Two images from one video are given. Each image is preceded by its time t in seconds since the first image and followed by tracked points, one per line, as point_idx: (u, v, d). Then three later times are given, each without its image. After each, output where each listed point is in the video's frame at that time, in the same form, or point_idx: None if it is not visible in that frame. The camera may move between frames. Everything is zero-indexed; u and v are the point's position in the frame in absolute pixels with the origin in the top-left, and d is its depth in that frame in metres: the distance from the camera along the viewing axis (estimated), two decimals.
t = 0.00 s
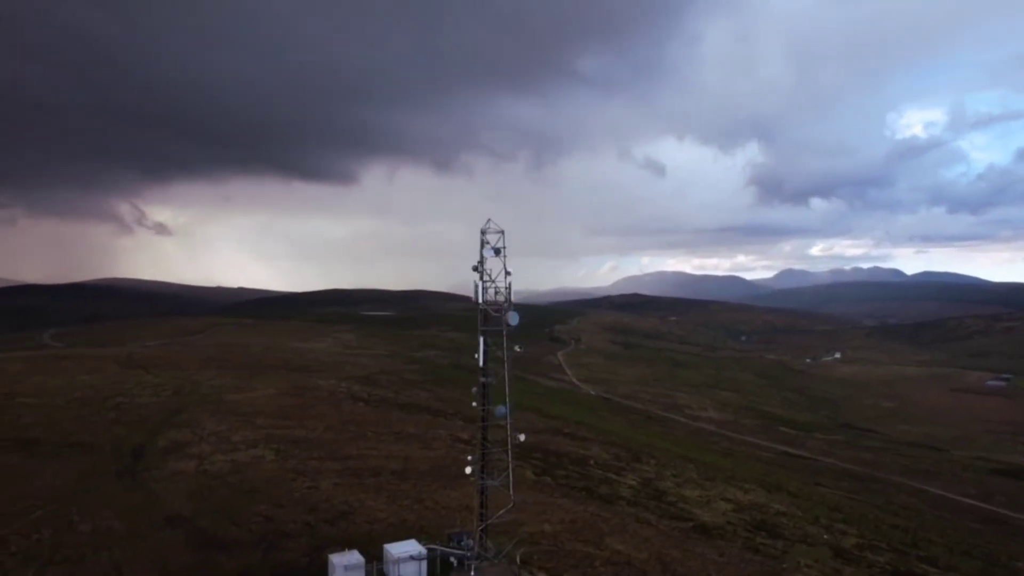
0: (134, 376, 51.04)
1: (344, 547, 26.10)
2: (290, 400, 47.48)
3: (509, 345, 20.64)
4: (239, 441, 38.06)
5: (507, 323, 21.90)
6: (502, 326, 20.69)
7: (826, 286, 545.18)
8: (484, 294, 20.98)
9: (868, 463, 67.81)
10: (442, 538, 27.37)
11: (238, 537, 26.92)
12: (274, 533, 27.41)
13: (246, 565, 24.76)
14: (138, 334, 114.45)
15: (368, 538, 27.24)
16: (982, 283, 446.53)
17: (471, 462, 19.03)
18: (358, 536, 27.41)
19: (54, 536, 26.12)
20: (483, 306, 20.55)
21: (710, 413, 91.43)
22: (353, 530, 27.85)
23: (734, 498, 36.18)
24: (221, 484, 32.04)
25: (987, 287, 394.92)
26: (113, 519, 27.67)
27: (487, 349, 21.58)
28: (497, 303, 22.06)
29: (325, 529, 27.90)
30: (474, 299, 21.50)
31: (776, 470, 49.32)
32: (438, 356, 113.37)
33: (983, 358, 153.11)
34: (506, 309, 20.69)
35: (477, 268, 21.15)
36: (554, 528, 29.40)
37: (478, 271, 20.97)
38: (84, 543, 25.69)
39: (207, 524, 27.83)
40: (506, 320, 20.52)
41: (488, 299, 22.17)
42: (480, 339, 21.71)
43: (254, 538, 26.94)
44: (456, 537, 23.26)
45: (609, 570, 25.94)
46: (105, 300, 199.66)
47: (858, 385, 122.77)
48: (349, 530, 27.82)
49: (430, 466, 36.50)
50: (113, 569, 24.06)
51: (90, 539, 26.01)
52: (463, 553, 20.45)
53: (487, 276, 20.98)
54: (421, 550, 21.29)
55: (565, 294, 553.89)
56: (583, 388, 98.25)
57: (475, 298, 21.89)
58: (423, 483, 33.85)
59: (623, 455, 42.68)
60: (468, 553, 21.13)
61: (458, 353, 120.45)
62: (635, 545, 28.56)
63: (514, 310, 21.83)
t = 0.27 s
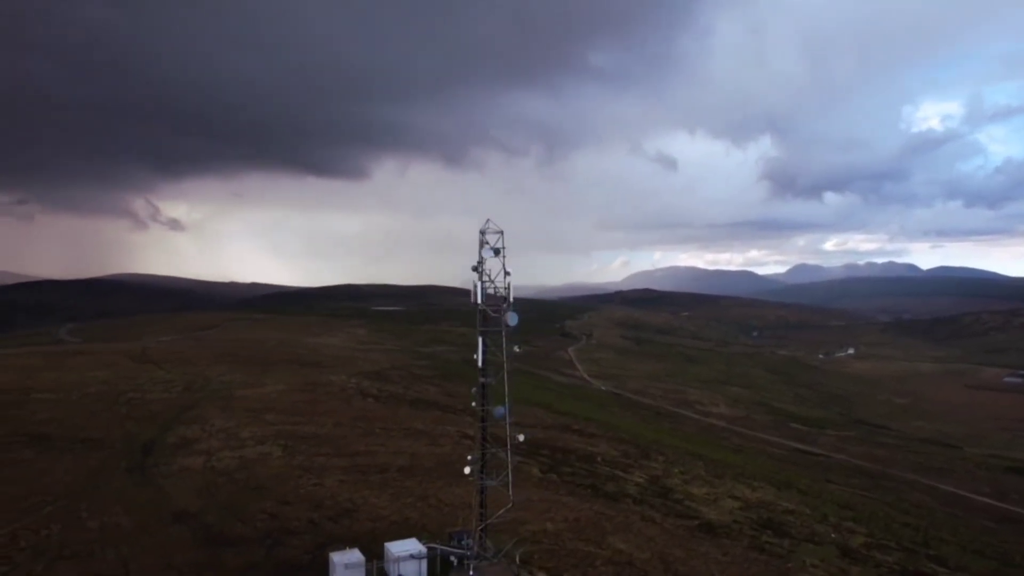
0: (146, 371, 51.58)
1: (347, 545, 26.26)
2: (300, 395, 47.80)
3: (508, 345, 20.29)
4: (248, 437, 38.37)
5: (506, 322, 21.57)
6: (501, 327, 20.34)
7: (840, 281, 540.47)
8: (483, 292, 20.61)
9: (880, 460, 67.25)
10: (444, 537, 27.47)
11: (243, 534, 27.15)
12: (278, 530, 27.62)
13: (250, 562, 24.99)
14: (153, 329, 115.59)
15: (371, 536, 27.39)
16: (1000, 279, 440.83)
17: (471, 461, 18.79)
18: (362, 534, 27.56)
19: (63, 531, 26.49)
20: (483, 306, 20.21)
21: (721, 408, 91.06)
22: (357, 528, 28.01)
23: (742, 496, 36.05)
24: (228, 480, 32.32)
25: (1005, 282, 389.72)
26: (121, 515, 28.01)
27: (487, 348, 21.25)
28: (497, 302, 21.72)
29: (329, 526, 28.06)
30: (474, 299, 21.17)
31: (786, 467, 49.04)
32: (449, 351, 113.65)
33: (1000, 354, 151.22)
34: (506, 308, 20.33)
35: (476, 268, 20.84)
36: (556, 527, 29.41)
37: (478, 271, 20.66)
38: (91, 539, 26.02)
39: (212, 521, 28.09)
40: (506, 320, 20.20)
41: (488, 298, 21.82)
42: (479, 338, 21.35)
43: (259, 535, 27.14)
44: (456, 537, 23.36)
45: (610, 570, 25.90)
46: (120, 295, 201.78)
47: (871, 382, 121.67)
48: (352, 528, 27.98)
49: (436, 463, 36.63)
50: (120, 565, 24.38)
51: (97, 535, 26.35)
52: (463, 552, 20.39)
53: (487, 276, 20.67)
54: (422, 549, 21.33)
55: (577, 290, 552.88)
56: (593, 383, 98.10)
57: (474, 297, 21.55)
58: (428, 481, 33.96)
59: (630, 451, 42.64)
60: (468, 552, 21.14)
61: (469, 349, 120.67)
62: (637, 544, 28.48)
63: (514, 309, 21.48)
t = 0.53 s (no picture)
0: (158, 367, 52.08)
1: (349, 543, 26.42)
2: (309, 391, 48.08)
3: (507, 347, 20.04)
4: (256, 434, 38.68)
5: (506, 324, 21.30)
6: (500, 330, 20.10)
7: (854, 276, 535.82)
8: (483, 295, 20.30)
9: (893, 458, 66.71)
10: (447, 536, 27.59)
11: (247, 531, 27.39)
12: (282, 527, 27.84)
13: (254, 559, 25.22)
14: (167, 324, 116.68)
15: (373, 534, 27.57)
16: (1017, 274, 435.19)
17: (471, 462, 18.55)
18: (364, 533, 27.72)
19: (71, 527, 26.87)
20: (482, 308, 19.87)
21: (732, 405, 90.67)
22: (360, 526, 28.19)
23: (749, 493, 35.91)
24: (235, 477, 32.60)
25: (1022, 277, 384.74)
26: (127, 512, 28.33)
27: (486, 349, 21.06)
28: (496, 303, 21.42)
29: (332, 524, 28.25)
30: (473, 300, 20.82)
31: (796, 464, 48.78)
32: (460, 347, 113.90)
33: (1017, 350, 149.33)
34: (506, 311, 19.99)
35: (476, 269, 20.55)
36: (559, 526, 29.42)
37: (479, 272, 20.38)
38: (98, 535, 26.35)
39: (217, 518, 28.36)
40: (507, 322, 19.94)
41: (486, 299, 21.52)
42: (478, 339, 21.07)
43: (263, 532, 27.38)
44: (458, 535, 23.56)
45: (610, 570, 25.87)
46: (135, 291, 203.81)
47: (885, 378, 120.65)
48: (355, 526, 28.15)
49: (441, 460, 36.77)
50: (125, 561, 24.68)
51: (104, 531, 26.68)
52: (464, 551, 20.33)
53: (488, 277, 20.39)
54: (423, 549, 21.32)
55: (588, 285, 551.83)
56: (604, 379, 97.97)
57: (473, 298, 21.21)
58: (433, 479, 34.09)
59: (638, 448, 42.58)
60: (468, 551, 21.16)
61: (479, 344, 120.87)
62: (640, 544, 28.44)
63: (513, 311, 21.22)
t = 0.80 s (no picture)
0: (169, 363, 52.55)
1: (351, 542, 26.55)
2: (317, 388, 48.32)
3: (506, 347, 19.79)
4: (263, 431, 38.94)
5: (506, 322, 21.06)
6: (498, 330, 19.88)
7: (867, 271, 531.47)
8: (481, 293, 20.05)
9: (904, 455, 66.22)
10: (449, 534, 27.69)
11: (250, 528, 27.59)
12: (284, 525, 28.02)
13: (256, 557, 25.41)
14: (179, 321, 117.67)
15: (375, 532, 27.71)
16: None
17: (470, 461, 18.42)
18: (366, 531, 27.85)
19: (78, 524, 27.17)
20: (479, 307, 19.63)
21: (741, 401, 90.28)
22: (362, 524, 28.33)
23: (756, 492, 35.77)
24: (240, 474, 32.84)
25: None
26: (132, 509, 28.59)
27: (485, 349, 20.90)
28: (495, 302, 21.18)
29: (334, 522, 28.40)
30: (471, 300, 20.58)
31: (805, 462, 48.51)
32: (469, 343, 114.07)
33: None
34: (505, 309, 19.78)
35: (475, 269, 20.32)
36: (560, 525, 29.43)
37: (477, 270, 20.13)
38: (103, 532, 26.63)
39: (221, 515, 28.60)
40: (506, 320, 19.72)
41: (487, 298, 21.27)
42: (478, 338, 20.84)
43: (266, 530, 27.59)
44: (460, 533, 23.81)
45: (611, 570, 25.85)
46: (148, 287, 205.56)
47: (897, 374, 119.66)
48: (358, 525, 28.28)
49: (446, 458, 36.85)
50: (130, 558, 24.93)
51: (109, 528, 26.97)
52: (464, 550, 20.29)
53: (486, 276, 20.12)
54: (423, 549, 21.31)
55: (598, 281, 550.85)
56: (612, 375, 97.82)
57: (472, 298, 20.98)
58: (437, 477, 34.19)
59: (645, 445, 42.53)
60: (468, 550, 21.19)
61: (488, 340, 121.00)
62: (642, 543, 28.39)
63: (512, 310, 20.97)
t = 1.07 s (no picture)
0: (180, 359, 53.04)
1: (353, 540, 26.75)
2: (325, 384, 48.61)
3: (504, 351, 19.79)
4: (271, 427, 39.24)
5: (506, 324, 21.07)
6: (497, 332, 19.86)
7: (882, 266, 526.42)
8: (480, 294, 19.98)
9: (916, 452, 65.67)
10: (452, 532, 27.81)
11: (254, 526, 27.83)
12: (288, 522, 28.24)
13: (260, 555, 25.63)
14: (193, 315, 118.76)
15: (378, 530, 27.87)
16: None
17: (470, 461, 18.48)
18: (369, 529, 28.01)
19: (86, 520, 27.52)
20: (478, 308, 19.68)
21: (752, 397, 89.85)
22: (365, 522, 28.50)
23: (763, 489, 35.61)
24: (247, 471, 33.10)
25: None
26: (139, 505, 28.92)
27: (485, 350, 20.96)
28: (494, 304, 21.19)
29: (338, 520, 28.59)
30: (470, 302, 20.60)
31: (815, 459, 48.21)
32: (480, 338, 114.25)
33: None
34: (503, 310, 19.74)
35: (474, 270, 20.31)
36: (564, 523, 29.48)
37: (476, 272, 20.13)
38: (110, 528, 26.97)
39: (227, 512, 28.87)
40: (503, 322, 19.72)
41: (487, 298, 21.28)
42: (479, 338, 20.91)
43: (270, 527, 27.83)
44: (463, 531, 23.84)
45: (613, 569, 25.87)
46: (163, 281, 207.40)
47: (911, 370, 118.57)
48: (361, 522, 28.46)
49: (451, 455, 36.97)
50: (135, 555, 25.22)
51: (116, 524, 27.30)
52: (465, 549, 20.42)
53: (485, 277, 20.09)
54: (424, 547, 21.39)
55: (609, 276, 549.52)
56: (623, 371, 97.63)
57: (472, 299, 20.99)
58: (442, 474, 34.30)
59: (653, 442, 42.45)
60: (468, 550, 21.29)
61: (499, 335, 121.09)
62: (645, 542, 28.36)
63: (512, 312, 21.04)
